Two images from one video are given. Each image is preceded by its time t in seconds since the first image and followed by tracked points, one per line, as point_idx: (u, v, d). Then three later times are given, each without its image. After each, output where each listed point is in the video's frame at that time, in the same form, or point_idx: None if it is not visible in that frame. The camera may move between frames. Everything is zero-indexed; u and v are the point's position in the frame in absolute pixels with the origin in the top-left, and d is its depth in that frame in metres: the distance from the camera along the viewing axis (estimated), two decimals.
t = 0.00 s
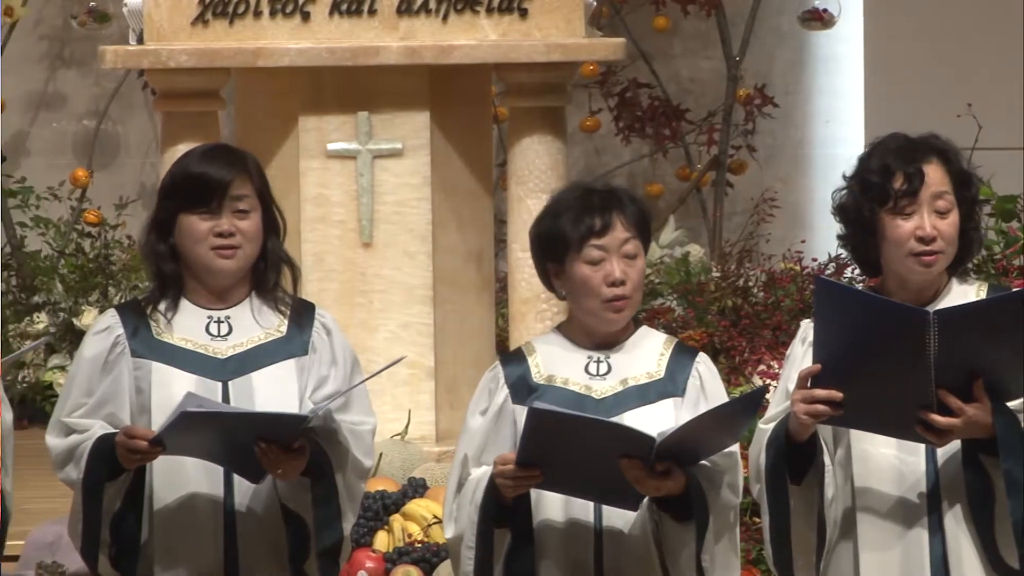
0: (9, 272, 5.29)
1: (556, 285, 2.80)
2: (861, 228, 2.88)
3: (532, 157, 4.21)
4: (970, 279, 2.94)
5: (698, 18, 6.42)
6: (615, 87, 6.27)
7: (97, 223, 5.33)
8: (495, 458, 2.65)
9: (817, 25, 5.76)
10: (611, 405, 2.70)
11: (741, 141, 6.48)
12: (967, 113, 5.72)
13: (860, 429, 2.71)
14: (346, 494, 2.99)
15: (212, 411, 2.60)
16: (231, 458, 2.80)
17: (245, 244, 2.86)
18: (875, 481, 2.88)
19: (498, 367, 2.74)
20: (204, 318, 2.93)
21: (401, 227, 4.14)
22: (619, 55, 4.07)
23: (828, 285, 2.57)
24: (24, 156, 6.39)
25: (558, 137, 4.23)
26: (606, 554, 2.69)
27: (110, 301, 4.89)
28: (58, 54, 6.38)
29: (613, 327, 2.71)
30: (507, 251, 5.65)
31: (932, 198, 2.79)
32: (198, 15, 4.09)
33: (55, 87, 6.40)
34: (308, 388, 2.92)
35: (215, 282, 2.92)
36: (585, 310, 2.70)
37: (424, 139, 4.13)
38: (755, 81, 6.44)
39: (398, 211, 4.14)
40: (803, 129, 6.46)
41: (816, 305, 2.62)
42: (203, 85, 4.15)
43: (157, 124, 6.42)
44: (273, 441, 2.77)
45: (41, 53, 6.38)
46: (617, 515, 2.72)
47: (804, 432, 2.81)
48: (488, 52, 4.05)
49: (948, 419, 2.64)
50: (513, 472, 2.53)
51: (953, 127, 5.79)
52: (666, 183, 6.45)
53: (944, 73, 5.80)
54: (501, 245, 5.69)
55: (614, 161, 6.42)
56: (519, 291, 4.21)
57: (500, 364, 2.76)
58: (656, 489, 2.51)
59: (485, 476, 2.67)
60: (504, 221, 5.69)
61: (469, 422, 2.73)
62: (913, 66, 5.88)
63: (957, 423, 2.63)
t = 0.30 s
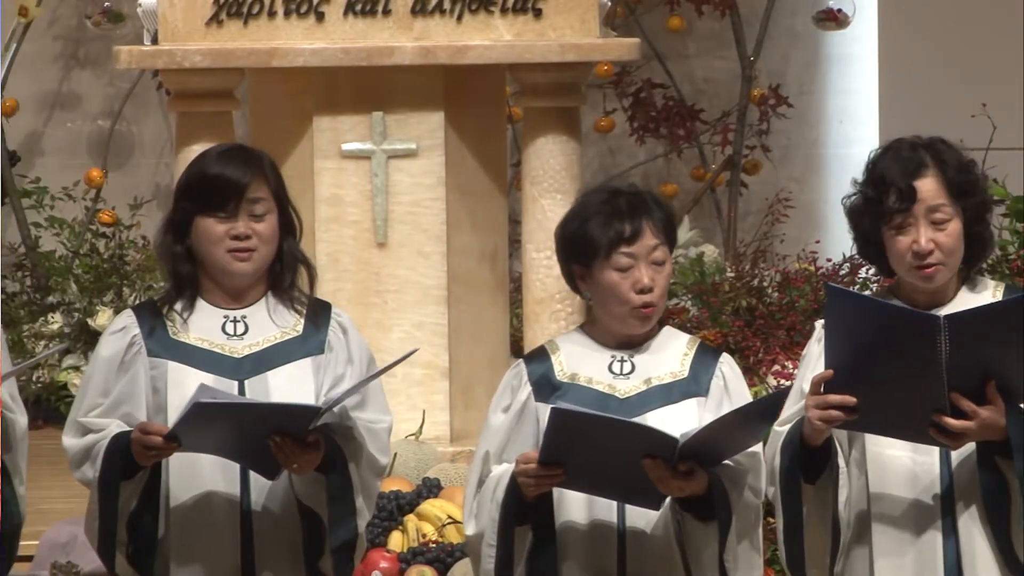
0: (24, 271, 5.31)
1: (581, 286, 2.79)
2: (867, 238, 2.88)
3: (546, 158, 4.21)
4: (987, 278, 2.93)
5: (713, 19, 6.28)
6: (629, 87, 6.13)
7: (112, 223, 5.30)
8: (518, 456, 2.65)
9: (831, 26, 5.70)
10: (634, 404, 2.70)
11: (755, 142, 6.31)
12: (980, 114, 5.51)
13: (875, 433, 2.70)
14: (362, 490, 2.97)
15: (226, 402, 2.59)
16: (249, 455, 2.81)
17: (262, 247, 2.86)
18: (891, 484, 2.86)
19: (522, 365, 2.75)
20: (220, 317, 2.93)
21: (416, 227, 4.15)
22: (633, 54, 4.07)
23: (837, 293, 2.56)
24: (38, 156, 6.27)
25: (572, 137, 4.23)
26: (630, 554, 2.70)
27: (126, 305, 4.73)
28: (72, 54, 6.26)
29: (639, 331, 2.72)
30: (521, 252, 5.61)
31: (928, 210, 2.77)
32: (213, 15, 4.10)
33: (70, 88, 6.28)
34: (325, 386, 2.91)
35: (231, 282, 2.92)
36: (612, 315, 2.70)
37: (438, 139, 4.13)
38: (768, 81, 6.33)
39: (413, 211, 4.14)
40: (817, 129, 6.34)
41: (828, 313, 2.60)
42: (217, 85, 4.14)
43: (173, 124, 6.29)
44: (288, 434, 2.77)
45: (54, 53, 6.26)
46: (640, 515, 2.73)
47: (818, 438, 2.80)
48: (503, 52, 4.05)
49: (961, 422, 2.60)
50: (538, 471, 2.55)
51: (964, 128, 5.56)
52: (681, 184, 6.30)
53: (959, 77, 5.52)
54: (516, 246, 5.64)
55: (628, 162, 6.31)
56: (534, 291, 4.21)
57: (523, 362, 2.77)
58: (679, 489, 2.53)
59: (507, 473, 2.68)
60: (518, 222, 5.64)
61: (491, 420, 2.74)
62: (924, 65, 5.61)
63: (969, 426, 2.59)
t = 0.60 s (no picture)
0: (36, 269, 5.39)
1: (603, 284, 2.80)
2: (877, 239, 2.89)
3: (560, 158, 4.21)
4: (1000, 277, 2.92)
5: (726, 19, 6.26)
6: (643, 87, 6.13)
7: (125, 224, 5.33)
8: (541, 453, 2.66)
9: (845, 25, 5.70)
10: (656, 404, 2.71)
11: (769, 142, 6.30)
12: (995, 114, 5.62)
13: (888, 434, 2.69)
14: (376, 491, 2.98)
15: (235, 404, 2.59)
16: (261, 454, 2.79)
17: (277, 251, 2.87)
18: (903, 485, 2.85)
19: (545, 364, 2.76)
20: (236, 317, 2.94)
21: (429, 227, 4.15)
22: (647, 54, 4.07)
23: (848, 295, 2.54)
24: (52, 156, 6.26)
25: (586, 137, 4.23)
26: (651, 553, 2.72)
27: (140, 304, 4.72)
28: (86, 54, 6.26)
29: (661, 331, 2.73)
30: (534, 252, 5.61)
31: (919, 210, 2.78)
32: (226, 16, 4.10)
33: (83, 87, 6.27)
34: (340, 386, 2.92)
35: (246, 285, 2.91)
36: (635, 316, 2.71)
37: (452, 139, 4.13)
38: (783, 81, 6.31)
39: (426, 211, 4.14)
40: (831, 129, 6.32)
41: (839, 315, 2.58)
42: (230, 85, 4.14)
43: (185, 123, 6.29)
44: (300, 436, 2.75)
45: (68, 53, 6.26)
46: (661, 514, 2.74)
47: (832, 438, 2.79)
48: (516, 52, 4.05)
49: (974, 424, 2.60)
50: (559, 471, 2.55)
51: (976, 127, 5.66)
52: (694, 183, 6.27)
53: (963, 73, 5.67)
54: (529, 245, 5.64)
55: (643, 161, 6.27)
56: (547, 291, 4.21)
57: (546, 361, 2.78)
58: (700, 488, 2.54)
59: (530, 472, 2.69)
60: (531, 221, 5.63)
61: (515, 419, 2.75)
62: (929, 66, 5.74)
63: (982, 429, 2.59)
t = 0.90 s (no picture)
0: (48, 270, 5.24)
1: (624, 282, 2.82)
2: (890, 236, 2.90)
3: (572, 158, 4.21)
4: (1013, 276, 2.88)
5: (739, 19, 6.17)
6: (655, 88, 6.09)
7: (138, 223, 5.23)
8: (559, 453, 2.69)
9: (856, 25, 5.62)
10: (675, 403, 2.73)
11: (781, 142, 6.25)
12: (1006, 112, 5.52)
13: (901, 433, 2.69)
14: (387, 492, 2.97)
15: (241, 407, 2.58)
16: (271, 454, 2.78)
17: (288, 247, 2.86)
18: (912, 482, 2.85)
19: (564, 364, 2.78)
20: (250, 317, 2.93)
21: (441, 227, 4.15)
22: (658, 54, 4.07)
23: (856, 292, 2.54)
24: (64, 156, 6.13)
25: (597, 137, 4.23)
26: (669, 553, 2.74)
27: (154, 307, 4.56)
28: (98, 54, 6.13)
29: (682, 329, 2.75)
30: (546, 252, 5.58)
31: (925, 206, 2.79)
32: (238, 16, 4.10)
33: (95, 87, 6.14)
34: (352, 388, 2.91)
35: (258, 283, 2.91)
36: (655, 314, 2.74)
37: (464, 139, 4.13)
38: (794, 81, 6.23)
39: (438, 210, 4.14)
40: (843, 129, 6.26)
41: (848, 313, 2.59)
42: (242, 86, 4.14)
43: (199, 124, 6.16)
44: (308, 438, 2.74)
45: (80, 53, 6.13)
46: (679, 513, 2.77)
47: (844, 438, 2.78)
48: (528, 52, 4.05)
49: (984, 420, 2.59)
50: (580, 468, 2.57)
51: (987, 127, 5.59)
52: (706, 183, 6.17)
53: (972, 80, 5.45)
54: (541, 246, 5.61)
55: (654, 161, 6.20)
56: (559, 291, 4.22)
57: (566, 361, 2.80)
58: (717, 487, 2.55)
59: (549, 472, 2.73)
60: (543, 221, 5.60)
61: (535, 419, 2.77)
62: (935, 70, 5.59)
63: (992, 424, 2.58)
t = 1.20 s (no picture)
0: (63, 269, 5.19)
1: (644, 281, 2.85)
2: (903, 237, 2.90)
3: (587, 157, 4.21)
4: None
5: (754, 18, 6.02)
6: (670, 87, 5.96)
7: (153, 223, 5.22)
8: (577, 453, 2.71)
9: (871, 24, 5.47)
10: (694, 403, 2.73)
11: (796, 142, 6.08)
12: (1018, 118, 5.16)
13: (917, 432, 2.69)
14: (402, 492, 2.94)
15: (250, 405, 2.56)
16: (284, 455, 2.77)
17: (302, 244, 2.86)
18: (926, 481, 2.85)
19: (585, 364, 2.80)
20: (267, 317, 2.93)
21: (456, 226, 4.15)
22: (673, 54, 4.07)
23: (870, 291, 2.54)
24: (79, 156, 6.05)
25: (612, 137, 4.23)
26: (689, 551, 2.74)
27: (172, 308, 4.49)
28: (112, 54, 6.04)
29: (701, 325, 2.75)
30: (561, 251, 5.56)
31: (936, 206, 2.78)
32: (253, 16, 4.10)
33: (110, 88, 6.05)
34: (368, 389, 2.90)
35: (274, 281, 2.91)
36: (674, 309, 2.74)
37: (479, 139, 4.13)
38: (808, 81, 6.13)
39: (453, 210, 4.14)
40: (859, 129, 6.15)
41: (863, 312, 2.59)
42: (258, 85, 4.14)
43: (214, 124, 6.06)
44: (319, 436, 2.72)
45: (95, 53, 6.04)
46: (699, 511, 2.77)
47: (859, 438, 2.78)
48: (543, 52, 4.05)
49: (998, 419, 2.58)
50: (598, 466, 2.57)
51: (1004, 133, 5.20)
52: (721, 183, 6.05)
53: (972, 80, 5.14)
54: (556, 245, 5.58)
55: (670, 161, 6.09)
56: (574, 291, 4.22)
57: (587, 362, 2.83)
58: (736, 485, 2.56)
59: (571, 470, 2.74)
60: (558, 221, 5.56)
61: (556, 418, 2.79)
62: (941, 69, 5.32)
63: (1007, 423, 2.57)
